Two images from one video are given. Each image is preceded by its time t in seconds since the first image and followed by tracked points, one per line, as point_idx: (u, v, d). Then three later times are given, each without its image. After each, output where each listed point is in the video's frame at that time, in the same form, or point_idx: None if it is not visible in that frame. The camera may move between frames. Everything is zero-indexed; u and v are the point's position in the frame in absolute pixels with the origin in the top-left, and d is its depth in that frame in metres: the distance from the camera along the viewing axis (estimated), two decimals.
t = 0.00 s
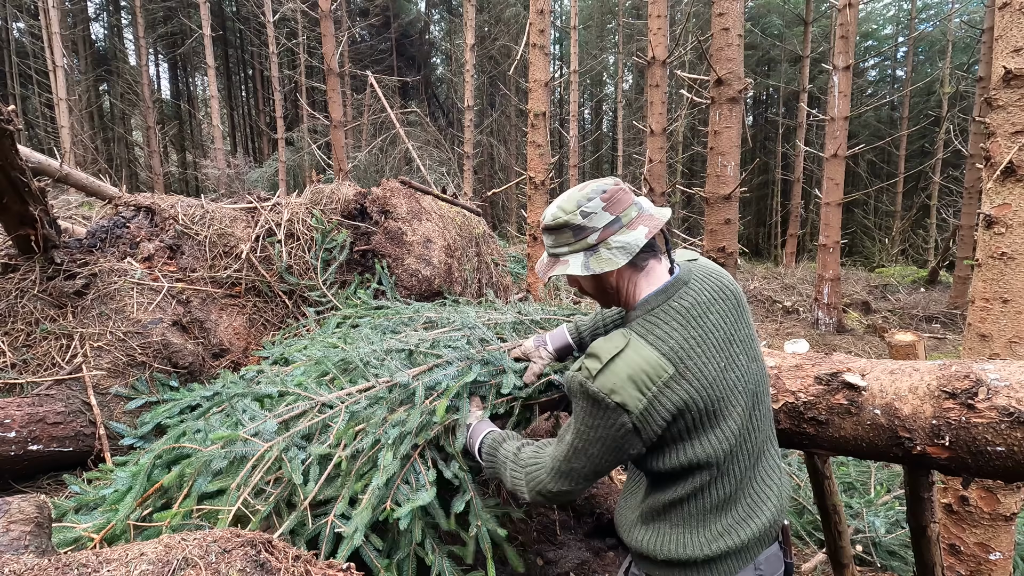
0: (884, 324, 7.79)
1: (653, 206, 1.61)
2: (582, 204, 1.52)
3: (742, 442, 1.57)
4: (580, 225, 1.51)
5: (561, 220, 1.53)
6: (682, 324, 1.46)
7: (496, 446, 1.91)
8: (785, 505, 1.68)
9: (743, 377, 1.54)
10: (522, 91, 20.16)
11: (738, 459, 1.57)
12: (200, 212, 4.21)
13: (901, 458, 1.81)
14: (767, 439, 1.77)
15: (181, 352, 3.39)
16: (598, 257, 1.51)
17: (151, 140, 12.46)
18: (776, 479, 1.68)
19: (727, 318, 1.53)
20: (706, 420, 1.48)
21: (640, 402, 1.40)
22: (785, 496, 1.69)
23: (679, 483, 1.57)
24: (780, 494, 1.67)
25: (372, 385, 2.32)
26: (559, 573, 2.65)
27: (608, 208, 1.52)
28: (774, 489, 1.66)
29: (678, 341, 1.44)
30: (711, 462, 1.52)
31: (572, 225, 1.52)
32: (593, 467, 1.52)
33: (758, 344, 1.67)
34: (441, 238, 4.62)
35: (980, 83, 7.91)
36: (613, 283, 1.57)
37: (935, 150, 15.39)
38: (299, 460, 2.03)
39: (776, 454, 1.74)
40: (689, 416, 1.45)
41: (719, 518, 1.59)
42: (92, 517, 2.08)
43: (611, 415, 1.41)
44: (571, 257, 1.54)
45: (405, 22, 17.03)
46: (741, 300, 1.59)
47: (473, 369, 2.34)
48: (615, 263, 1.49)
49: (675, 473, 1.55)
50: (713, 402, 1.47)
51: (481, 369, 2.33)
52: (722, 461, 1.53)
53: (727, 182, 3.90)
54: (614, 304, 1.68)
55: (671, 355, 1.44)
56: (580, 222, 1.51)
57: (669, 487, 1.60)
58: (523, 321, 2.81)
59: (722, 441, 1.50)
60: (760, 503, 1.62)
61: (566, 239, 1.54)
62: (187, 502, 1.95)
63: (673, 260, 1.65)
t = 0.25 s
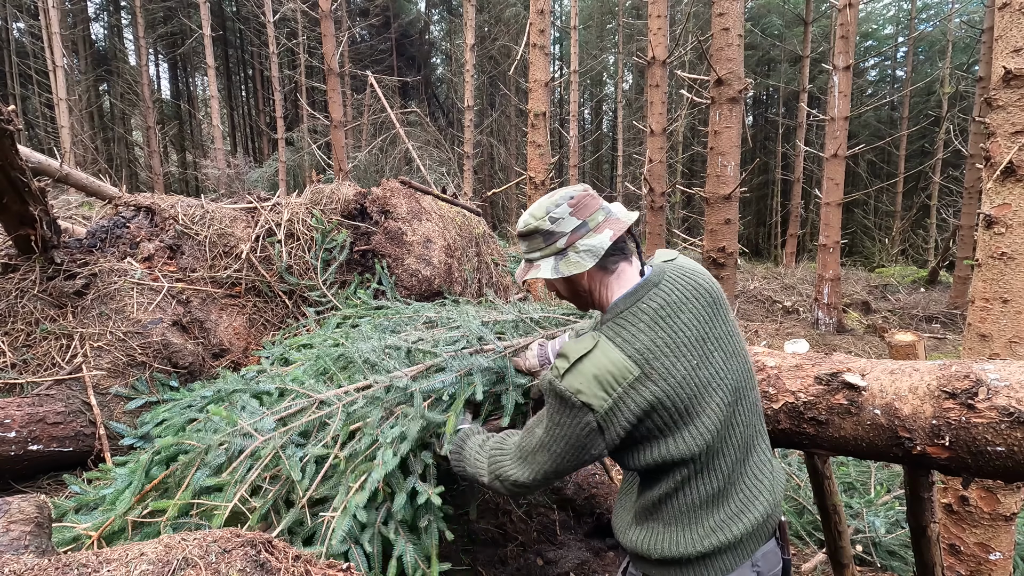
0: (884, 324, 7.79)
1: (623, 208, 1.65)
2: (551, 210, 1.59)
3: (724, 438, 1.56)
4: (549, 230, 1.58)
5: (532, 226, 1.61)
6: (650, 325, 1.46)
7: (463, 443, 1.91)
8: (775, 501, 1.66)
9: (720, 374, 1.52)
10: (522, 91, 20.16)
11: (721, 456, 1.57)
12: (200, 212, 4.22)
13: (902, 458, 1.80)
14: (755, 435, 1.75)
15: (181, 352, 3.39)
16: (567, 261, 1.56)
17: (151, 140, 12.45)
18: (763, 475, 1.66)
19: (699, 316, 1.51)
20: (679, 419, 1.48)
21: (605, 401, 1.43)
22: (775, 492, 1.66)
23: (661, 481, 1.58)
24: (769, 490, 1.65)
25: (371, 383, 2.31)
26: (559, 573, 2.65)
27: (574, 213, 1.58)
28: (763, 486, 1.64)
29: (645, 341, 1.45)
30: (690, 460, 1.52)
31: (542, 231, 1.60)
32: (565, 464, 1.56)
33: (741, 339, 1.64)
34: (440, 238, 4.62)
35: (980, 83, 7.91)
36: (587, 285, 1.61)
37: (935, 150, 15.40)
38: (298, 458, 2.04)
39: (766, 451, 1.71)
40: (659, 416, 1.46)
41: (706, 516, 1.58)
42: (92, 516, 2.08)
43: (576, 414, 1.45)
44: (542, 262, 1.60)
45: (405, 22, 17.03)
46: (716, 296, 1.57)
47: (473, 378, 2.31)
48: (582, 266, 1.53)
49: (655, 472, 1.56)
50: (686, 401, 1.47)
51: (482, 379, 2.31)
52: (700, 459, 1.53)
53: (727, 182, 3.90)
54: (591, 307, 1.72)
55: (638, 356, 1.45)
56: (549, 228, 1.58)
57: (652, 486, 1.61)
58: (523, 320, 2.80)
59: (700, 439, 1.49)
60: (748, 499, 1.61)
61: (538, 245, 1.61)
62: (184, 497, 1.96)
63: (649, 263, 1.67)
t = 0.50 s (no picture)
0: (884, 324, 7.79)
1: (614, 198, 1.66)
2: (543, 204, 1.60)
3: (718, 433, 1.56)
4: (542, 224, 1.58)
5: (524, 223, 1.61)
6: (653, 316, 1.45)
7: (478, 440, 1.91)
8: (765, 497, 1.67)
9: (717, 369, 1.53)
10: (522, 91, 20.16)
11: (714, 451, 1.57)
12: (200, 212, 4.22)
13: (901, 458, 1.81)
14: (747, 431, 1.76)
15: (181, 352, 3.39)
16: (564, 253, 1.56)
17: (151, 140, 12.45)
18: (756, 471, 1.68)
19: (700, 309, 1.51)
20: (679, 412, 1.47)
21: (608, 391, 1.41)
22: (765, 488, 1.68)
23: (656, 475, 1.58)
24: (760, 486, 1.66)
25: (373, 390, 2.29)
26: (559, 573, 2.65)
27: (567, 204, 1.58)
28: (755, 481, 1.65)
29: (648, 333, 1.44)
30: (685, 454, 1.52)
31: (536, 225, 1.59)
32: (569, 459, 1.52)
33: (737, 335, 1.65)
34: (441, 238, 4.63)
35: (981, 83, 7.91)
36: (585, 278, 1.61)
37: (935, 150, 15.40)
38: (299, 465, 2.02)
39: (757, 448, 1.73)
40: (661, 407, 1.45)
41: (697, 511, 1.59)
42: (92, 517, 2.08)
43: (580, 404, 1.42)
44: (539, 257, 1.59)
45: (405, 22, 17.02)
46: (717, 290, 1.57)
47: (474, 383, 2.30)
48: (579, 256, 1.53)
49: (653, 466, 1.55)
50: (686, 394, 1.47)
51: (483, 383, 2.29)
52: (697, 453, 1.53)
53: (727, 182, 3.90)
54: (591, 303, 1.71)
55: (640, 345, 1.43)
56: (542, 222, 1.58)
57: (647, 480, 1.60)
58: (522, 322, 2.79)
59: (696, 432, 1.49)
60: (739, 495, 1.61)
61: (533, 240, 1.61)
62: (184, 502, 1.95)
63: (646, 256, 1.66)
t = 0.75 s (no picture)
0: (884, 324, 7.79)
1: (612, 197, 1.67)
2: (540, 204, 1.62)
3: (717, 437, 1.56)
4: (540, 223, 1.60)
5: (522, 223, 1.63)
6: (652, 314, 1.46)
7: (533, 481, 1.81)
8: (763, 501, 1.66)
9: (715, 370, 1.53)
10: (522, 91, 20.16)
11: (712, 455, 1.57)
12: (200, 212, 4.22)
13: (901, 458, 1.80)
14: (744, 435, 1.76)
15: (181, 352, 3.39)
16: (562, 252, 1.57)
17: (151, 140, 12.45)
18: (753, 476, 1.68)
19: (699, 309, 1.51)
20: (677, 413, 1.47)
21: (614, 391, 1.39)
22: (763, 493, 1.67)
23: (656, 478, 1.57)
24: (758, 491, 1.66)
25: (374, 393, 2.29)
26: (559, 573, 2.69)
27: (564, 204, 1.59)
28: (751, 486, 1.65)
29: (648, 331, 1.44)
30: (684, 455, 1.51)
31: (533, 225, 1.61)
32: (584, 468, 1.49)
33: (735, 339, 1.65)
34: (441, 238, 4.63)
35: (980, 83, 7.90)
36: (582, 278, 1.63)
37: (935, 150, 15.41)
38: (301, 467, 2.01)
39: (754, 452, 1.73)
40: (660, 406, 1.44)
41: (695, 515, 1.58)
42: (92, 517, 2.08)
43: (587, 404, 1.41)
44: (537, 256, 1.61)
45: (405, 22, 17.03)
46: (715, 292, 1.58)
47: (476, 385, 2.30)
48: (577, 254, 1.54)
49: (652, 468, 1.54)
50: (684, 394, 1.47)
51: (484, 386, 2.30)
52: (696, 455, 1.52)
53: (727, 182, 3.89)
54: (590, 302, 1.72)
55: (641, 344, 1.44)
56: (539, 222, 1.60)
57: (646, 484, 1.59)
58: (522, 322, 2.79)
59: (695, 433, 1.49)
60: (735, 499, 1.61)
61: (531, 240, 1.62)
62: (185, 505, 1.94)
63: (645, 255, 1.66)
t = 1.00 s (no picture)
0: (884, 324, 7.79)
1: (609, 198, 1.66)
2: (538, 204, 1.60)
3: (713, 436, 1.56)
4: (538, 224, 1.58)
5: (519, 223, 1.61)
6: (648, 315, 1.46)
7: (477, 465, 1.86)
8: (760, 500, 1.67)
9: (710, 370, 1.53)
10: (522, 91, 20.16)
11: (708, 454, 1.57)
12: (200, 212, 4.22)
13: (901, 458, 1.80)
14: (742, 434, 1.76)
15: (181, 352, 3.39)
16: (559, 253, 1.57)
17: (151, 140, 12.45)
18: (750, 474, 1.68)
19: (692, 309, 1.52)
20: (674, 413, 1.47)
21: (607, 392, 1.40)
22: (760, 492, 1.68)
23: (652, 478, 1.57)
24: (754, 490, 1.67)
25: (374, 393, 2.30)
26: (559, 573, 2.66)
27: (562, 204, 1.59)
28: (748, 484, 1.65)
29: (644, 332, 1.44)
30: (681, 455, 1.51)
31: (531, 224, 1.60)
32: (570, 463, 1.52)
33: (729, 337, 1.66)
34: (441, 238, 4.64)
35: (980, 83, 7.90)
36: (580, 278, 1.63)
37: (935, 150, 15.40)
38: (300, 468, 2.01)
39: (750, 450, 1.73)
40: (656, 406, 1.45)
41: (692, 515, 1.58)
42: (92, 517, 2.08)
43: (580, 406, 1.41)
44: (534, 257, 1.60)
45: (404, 22, 17.03)
46: (708, 291, 1.58)
47: (476, 385, 2.31)
48: (576, 255, 1.54)
49: (651, 469, 1.54)
50: (680, 394, 1.47)
51: (485, 386, 2.30)
52: (693, 455, 1.53)
53: (727, 182, 3.89)
54: (586, 302, 1.72)
55: (636, 344, 1.43)
56: (537, 221, 1.59)
57: (643, 484, 1.60)
58: (523, 322, 2.79)
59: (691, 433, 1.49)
60: (733, 499, 1.62)
61: (528, 240, 1.61)
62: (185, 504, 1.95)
63: (641, 256, 1.66)
